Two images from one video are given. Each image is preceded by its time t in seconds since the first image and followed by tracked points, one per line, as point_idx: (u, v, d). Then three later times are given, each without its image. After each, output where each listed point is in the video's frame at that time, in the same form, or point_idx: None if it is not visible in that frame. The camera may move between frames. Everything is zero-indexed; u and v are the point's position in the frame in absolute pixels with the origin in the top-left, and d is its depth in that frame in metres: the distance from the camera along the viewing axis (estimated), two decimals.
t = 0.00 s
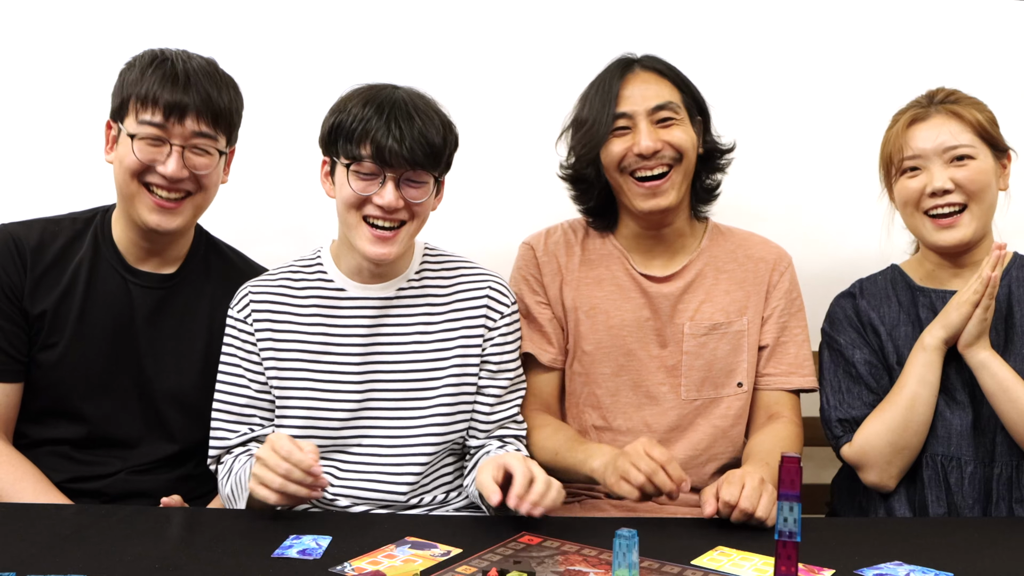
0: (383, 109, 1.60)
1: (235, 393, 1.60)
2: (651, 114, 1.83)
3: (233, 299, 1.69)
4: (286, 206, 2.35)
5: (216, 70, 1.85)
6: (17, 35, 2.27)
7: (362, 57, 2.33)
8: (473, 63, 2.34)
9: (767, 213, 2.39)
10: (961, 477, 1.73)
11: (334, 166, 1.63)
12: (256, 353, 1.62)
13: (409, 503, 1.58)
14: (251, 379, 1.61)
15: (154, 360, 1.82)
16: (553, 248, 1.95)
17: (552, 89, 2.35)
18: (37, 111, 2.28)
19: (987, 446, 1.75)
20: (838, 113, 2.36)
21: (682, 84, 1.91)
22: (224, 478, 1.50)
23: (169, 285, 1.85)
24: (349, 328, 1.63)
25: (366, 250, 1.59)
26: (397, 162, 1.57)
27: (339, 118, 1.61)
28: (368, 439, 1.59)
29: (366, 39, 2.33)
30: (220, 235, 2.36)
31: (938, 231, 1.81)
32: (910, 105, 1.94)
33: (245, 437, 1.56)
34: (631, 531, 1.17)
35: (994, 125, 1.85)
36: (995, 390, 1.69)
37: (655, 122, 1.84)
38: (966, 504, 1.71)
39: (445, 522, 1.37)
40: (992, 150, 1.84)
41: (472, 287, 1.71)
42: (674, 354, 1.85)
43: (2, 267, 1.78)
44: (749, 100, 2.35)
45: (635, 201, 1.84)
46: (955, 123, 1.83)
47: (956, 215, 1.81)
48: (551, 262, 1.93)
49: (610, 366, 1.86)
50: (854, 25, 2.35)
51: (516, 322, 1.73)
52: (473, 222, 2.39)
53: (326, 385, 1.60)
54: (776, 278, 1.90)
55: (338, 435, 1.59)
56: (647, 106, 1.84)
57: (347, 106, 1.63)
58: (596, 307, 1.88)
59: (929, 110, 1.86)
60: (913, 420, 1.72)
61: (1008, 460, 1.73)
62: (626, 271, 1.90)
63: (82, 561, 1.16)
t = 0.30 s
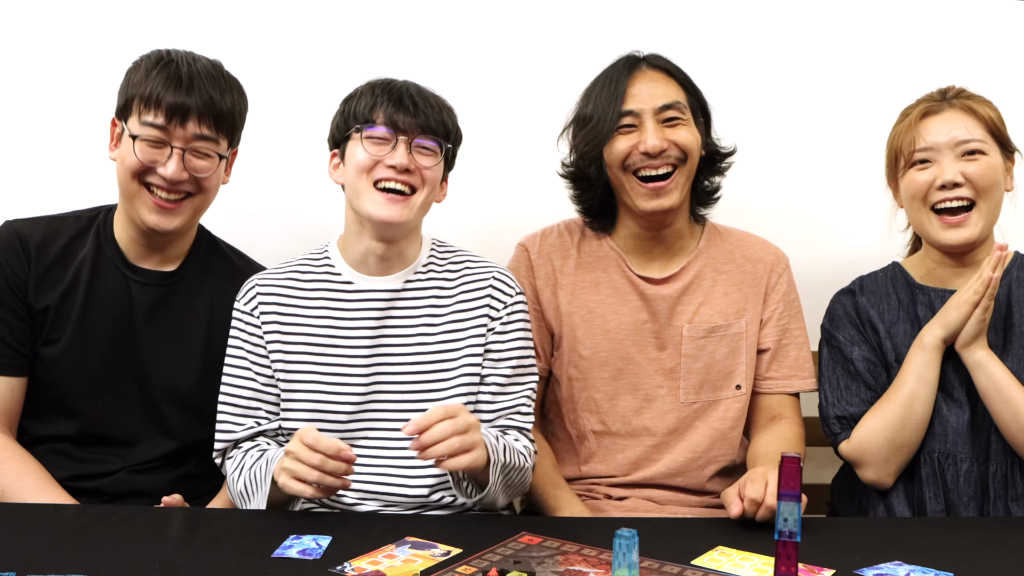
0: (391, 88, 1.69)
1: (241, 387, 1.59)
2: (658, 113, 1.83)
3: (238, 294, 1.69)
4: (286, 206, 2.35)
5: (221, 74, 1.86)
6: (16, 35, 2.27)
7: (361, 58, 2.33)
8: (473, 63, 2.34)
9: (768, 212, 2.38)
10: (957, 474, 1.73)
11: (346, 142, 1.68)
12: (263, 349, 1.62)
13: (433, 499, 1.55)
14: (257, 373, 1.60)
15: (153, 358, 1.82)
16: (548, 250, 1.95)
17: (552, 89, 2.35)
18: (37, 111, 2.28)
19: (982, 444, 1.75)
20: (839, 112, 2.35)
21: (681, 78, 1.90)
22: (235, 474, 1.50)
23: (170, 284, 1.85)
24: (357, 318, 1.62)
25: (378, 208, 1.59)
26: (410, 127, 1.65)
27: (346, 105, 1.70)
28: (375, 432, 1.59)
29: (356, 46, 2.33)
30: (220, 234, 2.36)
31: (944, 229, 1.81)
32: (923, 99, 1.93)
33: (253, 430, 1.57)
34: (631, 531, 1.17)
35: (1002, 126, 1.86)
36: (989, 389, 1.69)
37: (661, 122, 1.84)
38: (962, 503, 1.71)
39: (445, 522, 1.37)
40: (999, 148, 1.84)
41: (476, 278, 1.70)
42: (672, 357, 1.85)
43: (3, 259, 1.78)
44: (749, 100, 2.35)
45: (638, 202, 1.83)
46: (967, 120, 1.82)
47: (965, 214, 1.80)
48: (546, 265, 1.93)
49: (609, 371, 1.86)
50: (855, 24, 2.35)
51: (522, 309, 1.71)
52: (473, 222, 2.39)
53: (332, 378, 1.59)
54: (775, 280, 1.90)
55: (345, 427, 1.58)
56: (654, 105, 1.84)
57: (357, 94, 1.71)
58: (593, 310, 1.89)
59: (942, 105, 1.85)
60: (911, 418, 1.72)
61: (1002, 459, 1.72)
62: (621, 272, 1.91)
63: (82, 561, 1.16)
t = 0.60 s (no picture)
0: (407, 82, 1.68)
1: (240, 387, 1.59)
2: (649, 117, 1.81)
3: (240, 290, 1.68)
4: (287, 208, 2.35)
5: (223, 78, 1.87)
6: (16, 37, 2.28)
7: (365, 57, 2.34)
8: (473, 63, 2.34)
9: (768, 213, 2.38)
10: (954, 472, 1.73)
11: (354, 138, 1.66)
12: (262, 345, 1.61)
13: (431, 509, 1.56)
14: (256, 370, 1.60)
15: (153, 361, 1.82)
16: (545, 257, 1.94)
17: (552, 88, 2.35)
18: (34, 112, 2.29)
19: (979, 442, 1.74)
20: (837, 113, 2.35)
21: (680, 76, 1.89)
22: (223, 478, 1.48)
23: (169, 285, 1.85)
24: (359, 322, 1.62)
25: (382, 211, 1.57)
26: (421, 126, 1.63)
27: (356, 101, 1.69)
28: (376, 435, 1.60)
29: (370, 41, 2.33)
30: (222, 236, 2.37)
31: (945, 226, 1.80)
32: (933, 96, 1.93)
33: (250, 430, 1.56)
34: (631, 531, 1.17)
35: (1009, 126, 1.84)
36: (984, 388, 1.69)
37: (653, 126, 1.81)
38: (960, 502, 1.71)
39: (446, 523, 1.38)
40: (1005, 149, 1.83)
41: (483, 281, 1.70)
42: (673, 368, 1.84)
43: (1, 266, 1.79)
44: (750, 98, 2.35)
45: (634, 210, 1.82)
46: (975, 117, 1.81)
47: (968, 212, 1.79)
48: (542, 271, 1.92)
49: (607, 383, 1.86)
50: (856, 22, 2.35)
51: (529, 315, 1.70)
52: (474, 223, 2.39)
53: (334, 379, 1.59)
54: (785, 286, 1.88)
55: (345, 432, 1.59)
56: (644, 107, 1.81)
57: (369, 86, 1.70)
58: (592, 320, 1.88)
59: (950, 101, 1.84)
60: (910, 417, 1.72)
61: (998, 458, 1.72)
62: (620, 279, 1.90)
63: (83, 560, 1.17)
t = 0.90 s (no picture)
0: (398, 89, 1.58)
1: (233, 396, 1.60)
2: (655, 117, 1.81)
3: (230, 297, 1.66)
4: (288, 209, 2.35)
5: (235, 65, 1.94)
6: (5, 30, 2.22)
7: (354, 56, 2.29)
8: (470, 62, 2.31)
9: (769, 214, 2.38)
10: (954, 472, 1.73)
11: (344, 151, 1.60)
12: (254, 359, 1.60)
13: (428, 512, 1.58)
14: (249, 386, 1.60)
15: (153, 361, 1.83)
16: (551, 259, 1.94)
17: (552, 86, 2.32)
18: (31, 114, 2.24)
19: (979, 442, 1.74)
20: (837, 114, 2.35)
21: (689, 79, 1.89)
22: (224, 488, 1.51)
23: (168, 283, 1.85)
24: (355, 334, 1.60)
25: (376, 244, 1.55)
26: (414, 148, 1.54)
27: (349, 100, 1.60)
28: (383, 446, 1.61)
29: (351, 43, 2.28)
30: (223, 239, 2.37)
31: (945, 223, 1.80)
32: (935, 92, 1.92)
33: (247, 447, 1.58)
34: (631, 531, 1.17)
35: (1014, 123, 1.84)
36: (985, 386, 1.69)
37: (659, 127, 1.81)
38: (960, 503, 1.71)
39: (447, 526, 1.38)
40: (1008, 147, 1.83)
41: (487, 288, 1.68)
42: (680, 366, 1.83)
43: None
44: (751, 97, 2.33)
45: (639, 209, 1.81)
46: (978, 114, 1.81)
47: (969, 210, 1.79)
48: (547, 275, 1.92)
49: (617, 386, 1.86)
50: (856, 20, 2.33)
51: (532, 325, 1.69)
52: (474, 221, 2.37)
53: (329, 394, 1.58)
54: (792, 279, 1.88)
55: (346, 445, 1.60)
56: (650, 108, 1.81)
57: (359, 89, 1.60)
58: (598, 323, 1.88)
59: (954, 98, 1.84)
60: (908, 416, 1.72)
61: (998, 458, 1.72)
62: (627, 279, 1.89)
63: (83, 561, 1.17)
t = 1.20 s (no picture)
0: (415, 95, 1.57)
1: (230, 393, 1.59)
2: (640, 102, 1.82)
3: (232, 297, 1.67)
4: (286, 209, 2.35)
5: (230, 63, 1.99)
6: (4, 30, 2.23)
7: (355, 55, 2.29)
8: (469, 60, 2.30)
9: (768, 213, 2.38)
10: (952, 478, 1.72)
11: (355, 153, 1.59)
12: (254, 358, 1.60)
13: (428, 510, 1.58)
14: (249, 384, 1.60)
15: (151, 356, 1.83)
16: (554, 251, 1.94)
17: (552, 83, 2.31)
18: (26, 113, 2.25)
19: (982, 447, 1.72)
20: (837, 114, 2.34)
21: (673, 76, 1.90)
22: (224, 487, 1.50)
23: (166, 277, 1.86)
24: (358, 335, 1.60)
25: (389, 247, 1.54)
26: (431, 155, 1.54)
27: (361, 103, 1.58)
28: (384, 447, 1.60)
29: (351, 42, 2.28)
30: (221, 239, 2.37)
31: (948, 220, 1.77)
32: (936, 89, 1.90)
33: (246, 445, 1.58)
34: (631, 531, 1.17)
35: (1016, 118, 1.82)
36: (992, 380, 1.64)
37: (646, 110, 1.82)
38: (957, 506, 1.71)
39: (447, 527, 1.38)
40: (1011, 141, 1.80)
41: (491, 287, 1.68)
42: (677, 357, 1.84)
43: None
44: (749, 96, 2.33)
45: (630, 184, 1.80)
46: (979, 111, 1.78)
47: (972, 206, 1.76)
48: (551, 265, 1.92)
49: (614, 373, 1.86)
50: (855, 18, 2.33)
51: (535, 326, 1.70)
52: (473, 219, 2.36)
53: (330, 393, 1.58)
54: (786, 278, 1.89)
55: (347, 444, 1.59)
56: (634, 96, 1.83)
57: (373, 93, 1.58)
58: (597, 309, 1.88)
59: (955, 95, 1.82)
60: (904, 420, 1.71)
61: (1002, 462, 1.70)
62: (627, 269, 1.90)
63: (82, 560, 1.17)
